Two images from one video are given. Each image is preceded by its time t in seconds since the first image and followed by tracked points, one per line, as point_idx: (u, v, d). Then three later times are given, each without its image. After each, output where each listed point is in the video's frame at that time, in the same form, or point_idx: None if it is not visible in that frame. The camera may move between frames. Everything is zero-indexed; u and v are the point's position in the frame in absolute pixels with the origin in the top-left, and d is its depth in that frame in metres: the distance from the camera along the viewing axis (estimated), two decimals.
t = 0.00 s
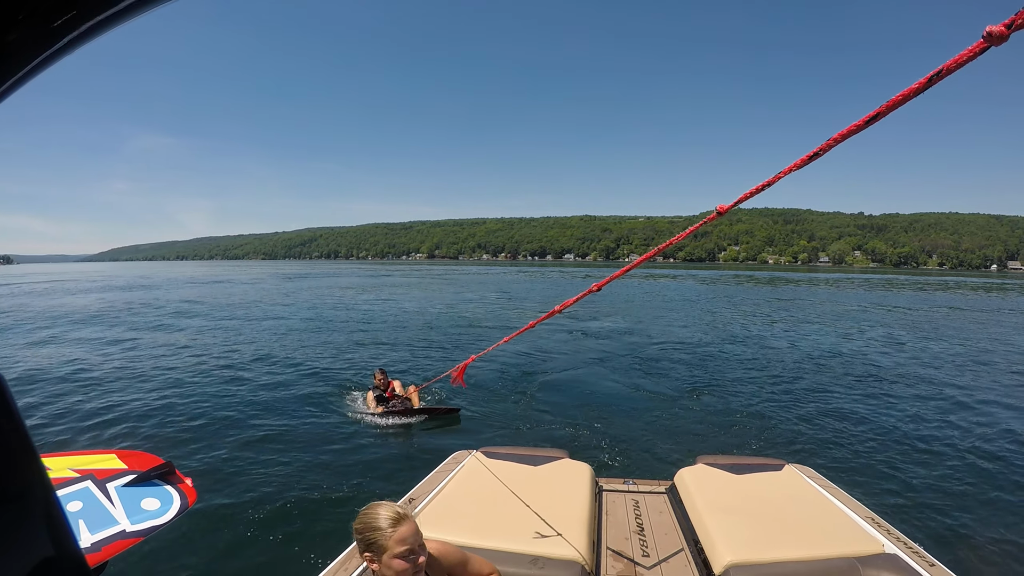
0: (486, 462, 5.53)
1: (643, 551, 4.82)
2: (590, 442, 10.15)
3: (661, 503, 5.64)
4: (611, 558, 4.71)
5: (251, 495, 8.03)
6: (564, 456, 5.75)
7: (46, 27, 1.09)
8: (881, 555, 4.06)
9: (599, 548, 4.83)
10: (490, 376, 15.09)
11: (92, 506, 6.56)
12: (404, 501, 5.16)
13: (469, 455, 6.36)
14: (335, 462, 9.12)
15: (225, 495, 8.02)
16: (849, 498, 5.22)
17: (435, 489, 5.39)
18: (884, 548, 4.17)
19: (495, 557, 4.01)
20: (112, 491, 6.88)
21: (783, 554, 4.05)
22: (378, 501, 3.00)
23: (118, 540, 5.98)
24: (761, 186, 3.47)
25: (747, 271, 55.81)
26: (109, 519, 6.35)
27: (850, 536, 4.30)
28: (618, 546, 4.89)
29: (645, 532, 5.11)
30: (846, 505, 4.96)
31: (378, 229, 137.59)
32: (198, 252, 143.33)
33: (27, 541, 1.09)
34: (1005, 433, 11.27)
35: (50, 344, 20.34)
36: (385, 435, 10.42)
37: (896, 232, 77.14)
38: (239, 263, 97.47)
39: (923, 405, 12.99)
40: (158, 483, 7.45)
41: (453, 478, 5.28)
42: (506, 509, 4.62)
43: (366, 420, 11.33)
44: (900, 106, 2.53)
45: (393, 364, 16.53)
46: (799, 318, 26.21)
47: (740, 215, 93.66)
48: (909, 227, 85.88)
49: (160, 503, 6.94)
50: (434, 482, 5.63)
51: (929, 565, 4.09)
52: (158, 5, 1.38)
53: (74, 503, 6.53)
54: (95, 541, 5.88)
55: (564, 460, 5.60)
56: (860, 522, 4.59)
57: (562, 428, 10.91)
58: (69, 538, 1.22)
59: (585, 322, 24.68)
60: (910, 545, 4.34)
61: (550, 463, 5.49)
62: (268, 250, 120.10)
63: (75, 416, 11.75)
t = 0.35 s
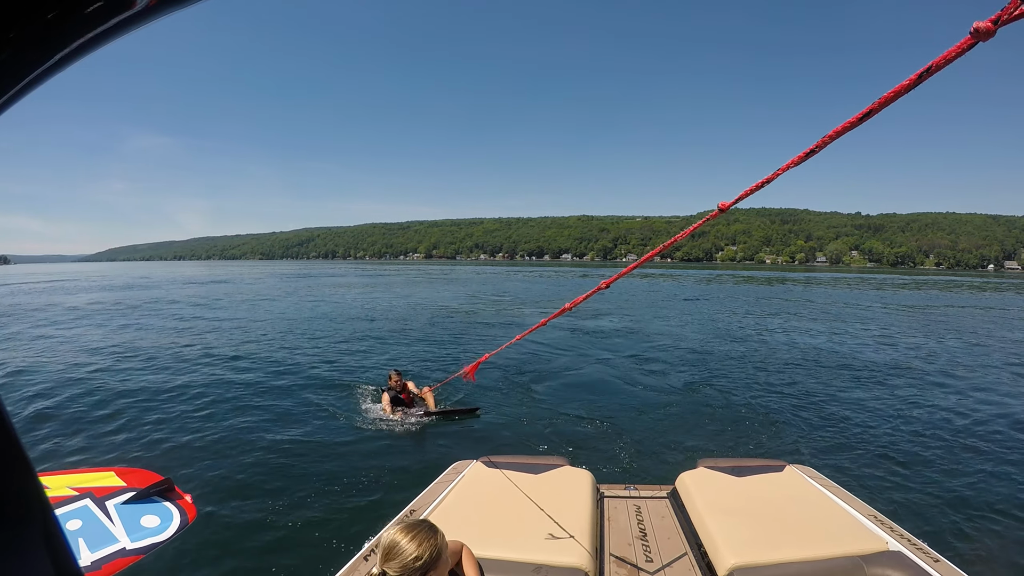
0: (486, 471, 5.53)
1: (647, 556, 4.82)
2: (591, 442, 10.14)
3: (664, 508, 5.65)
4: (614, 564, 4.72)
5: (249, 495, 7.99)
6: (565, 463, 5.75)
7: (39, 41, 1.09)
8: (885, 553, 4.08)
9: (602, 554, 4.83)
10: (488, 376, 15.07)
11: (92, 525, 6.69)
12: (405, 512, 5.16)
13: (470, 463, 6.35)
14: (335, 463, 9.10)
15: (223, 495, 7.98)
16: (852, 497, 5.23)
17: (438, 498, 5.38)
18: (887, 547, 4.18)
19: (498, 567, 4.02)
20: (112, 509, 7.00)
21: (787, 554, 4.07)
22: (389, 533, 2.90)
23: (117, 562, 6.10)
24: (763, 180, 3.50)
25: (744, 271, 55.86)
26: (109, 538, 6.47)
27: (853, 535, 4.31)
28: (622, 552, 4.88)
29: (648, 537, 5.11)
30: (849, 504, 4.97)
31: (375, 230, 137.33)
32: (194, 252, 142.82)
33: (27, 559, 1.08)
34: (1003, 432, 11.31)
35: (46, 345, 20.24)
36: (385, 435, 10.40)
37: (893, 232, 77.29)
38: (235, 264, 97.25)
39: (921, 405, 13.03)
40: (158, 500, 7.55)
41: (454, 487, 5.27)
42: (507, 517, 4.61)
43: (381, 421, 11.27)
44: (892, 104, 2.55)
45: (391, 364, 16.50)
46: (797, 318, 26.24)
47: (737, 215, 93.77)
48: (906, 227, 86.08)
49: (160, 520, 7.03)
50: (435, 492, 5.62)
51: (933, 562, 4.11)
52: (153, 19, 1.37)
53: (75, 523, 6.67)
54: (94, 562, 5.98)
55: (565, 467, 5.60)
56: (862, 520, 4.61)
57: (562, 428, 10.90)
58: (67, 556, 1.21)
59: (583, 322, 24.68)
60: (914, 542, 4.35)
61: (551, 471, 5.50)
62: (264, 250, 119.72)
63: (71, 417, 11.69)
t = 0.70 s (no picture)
0: (485, 477, 5.53)
1: (647, 560, 4.83)
2: (589, 444, 10.15)
3: (664, 511, 5.64)
4: (615, 568, 4.71)
5: (248, 498, 7.95)
6: (564, 468, 5.75)
7: (40, 44, 1.08)
8: (885, 552, 4.10)
9: (602, 558, 4.82)
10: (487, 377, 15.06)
11: (90, 535, 6.65)
12: (405, 519, 5.15)
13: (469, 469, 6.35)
14: (333, 465, 9.08)
15: (222, 498, 7.95)
16: (851, 496, 5.25)
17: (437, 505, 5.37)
18: (887, 545, 4.20)
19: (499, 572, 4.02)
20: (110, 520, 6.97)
21: (787, 555, 4.08)
22: (412, 541, 2.90)
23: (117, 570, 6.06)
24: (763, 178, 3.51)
25: (742, 270, 56.01)
26: (108, 548, 6.43)
27: (853, 535, 4.33)
28: (623, 555, 4.88)
29: (648, 540, 5.11)
30: (848, 504, 4.99)
31: (373, 230, 137.26)
32: (191, 252, 142.66)
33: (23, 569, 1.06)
34: (1001, 430, 11.34)
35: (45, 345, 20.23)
36: (383, 437, 10.39)
37: (890, 231, 77.55)
38: (232, 264, 97.07)
39: (918, 404, 13.07)
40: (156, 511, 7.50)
41: (454, 494, 5.27)
42: (508, 523, 4.62)
43: (388, 423, 11.27)
44: (886, 102, 2.55)
45: (390, 364, 16.47)
46: (795, 317, 26.27)
47: (735, 215, 93.97)
48: (903, 227, 86.37)
49: (158, 530, 6.99)
50: (434, 499, 5.61)
51: (933, 560, 4.12)
52: (150, 25, 1.36)
53: (73, 534, 6.64)
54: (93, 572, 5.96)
55: (565, 472, 5.60)
56: (862, 520, 4.62)
57: (560, 429, 10.90)
58: (65, 567, 1.19)
59: (581, 322, 24.70)
60: (914, 540, 4.37)
61: (550, 476, 5.50)
62: (262, 250, 119.56)
63: (69, 418, 11.65)
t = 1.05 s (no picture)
0: (480, 476, 5.54)
1: (642, 561, 4.83)
2: (586, 444, 10.16)
3: (658, 512, 5.64)
4: (609, 568, 4.71)
5: (243, 497, 7.95)
6: (560, 468, 5.76)
7: (50, 37, 1.09)
8: (880, 554, 4.10)
9: (597, 559, 4.82)
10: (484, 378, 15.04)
11: (85, 531, 6.72)
12: (400, 518, 5.15)
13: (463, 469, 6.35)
14: (330, 464, 9.08)
15: (218, 497, 7.94)
16: (846, 498, 5.25)
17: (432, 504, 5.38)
18: (882, 547, 4.21)
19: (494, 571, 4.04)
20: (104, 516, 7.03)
21: (783, 557, 4.08)
22: (406, 538, 2.89)
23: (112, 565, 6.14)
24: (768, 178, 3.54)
25: (739, 270, 56.12)
26: (102, 545, 6.48)
27: (849, 536, 4.33)
28: (617, 556, 4.88)
29: (642, 541, 5.11)
30: (844, 505, 5.00)
31: (371, 230, 137.18)
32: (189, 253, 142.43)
33: (14, 564, 1.05)
34: (997, 429, 11.36)
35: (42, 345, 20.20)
36: (380, 438, 10.36)
37: (887, 232, 77.73)
38: (230, 264, 96.91)
39: (914, 403, 13.11)
40: (151, 507, 7.55)
41: (449, 494, 5.27)
42: (503, 523, 4.63)
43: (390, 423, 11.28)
44: (886, 106, 2.56)
45: (387, 364, 16.46)
46: (793, 317, 26.32)
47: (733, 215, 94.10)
48: (901, 227, 86.56)
49: (153, 527, 7.04)
50: (429, 499, 5.61)
51: (928, 562, 4.13)
52: (149, 24, 1.36)
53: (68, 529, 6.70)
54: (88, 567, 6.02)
55: (559, 472, 5.61)
56: (857, 522, 4.63)
57: (557, 430, 10.90)
58: (58, 563, 1.19)
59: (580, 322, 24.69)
60: (909, 542, 4.38)
61: (544, 476, 5.50)
62: (260, 250, 119.57)
63: (66, 418, 11.64)
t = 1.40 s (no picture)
0: (473, 470, 5.53)
1: (632, 557, 4.83)
2: (581, 442, 10.17)
3: (649, 508, 5.65)
4: (599, 563, 4.72)
5: (238, 498, 7.93)
6: (552, 462, 5.77)
7: (56, 15, 1.10)
8: (869, 555, 4.13)
9: (587, 554, 4.83)
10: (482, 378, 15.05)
11: (76, 519, 6.37)
12: (392, 510, 5.13)
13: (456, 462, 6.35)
14: (325, 463, 9.07)
15: (212, 498, 7.91)
16: (836, 499, 5.28)
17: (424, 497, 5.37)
18: (870, 548, 4.23)
19: (484, 564, 4.02)
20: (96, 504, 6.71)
21: (770, 556, 4.09)
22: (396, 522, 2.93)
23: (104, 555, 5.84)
24: (782, 187, 3.60)
25: (737, 270, 56.16)
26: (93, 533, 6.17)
27: (838, 536, 4.36)
28: (607, 551, 4.89)
29: (633, 537, 5.12)
30: (834, 506, 5.02)
31: (369, 230, 137.06)
32: (187, 253, 142.28)
33: (7, 550, 1.05)
34: (991, 428, 11.40)
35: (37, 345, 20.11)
36: (376, 437, 10.37)
37: (885, 232, 77.80)
38: (227, 264, 96.78)
39: (909, 402, 13.16)
40: (143, 497, 7.28)
41: (441, 486, 5.27)
42: (494, 515, 4.63)
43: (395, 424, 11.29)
44: (894, 116, 2.58)
45: (385, 364, 16.46)
46: (790, 317, 26.38)
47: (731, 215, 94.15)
48: (898, 227, 86.70)
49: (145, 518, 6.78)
50: (420, 492, 5.61)
51: (916, 564, 4.16)
52: (147, 12, 1.36)
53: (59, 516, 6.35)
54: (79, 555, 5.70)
55: (551, 466, 5.61)
56: (847, 522, 4.65)
57: (553, 429, 10.91)
58: (50, 552, 1.19)
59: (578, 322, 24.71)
60: (898, 544, 4.40)
61: (536, 470, 5.51)
62: (258, 250, 119.51)
63: (60, 418, 11.58)
